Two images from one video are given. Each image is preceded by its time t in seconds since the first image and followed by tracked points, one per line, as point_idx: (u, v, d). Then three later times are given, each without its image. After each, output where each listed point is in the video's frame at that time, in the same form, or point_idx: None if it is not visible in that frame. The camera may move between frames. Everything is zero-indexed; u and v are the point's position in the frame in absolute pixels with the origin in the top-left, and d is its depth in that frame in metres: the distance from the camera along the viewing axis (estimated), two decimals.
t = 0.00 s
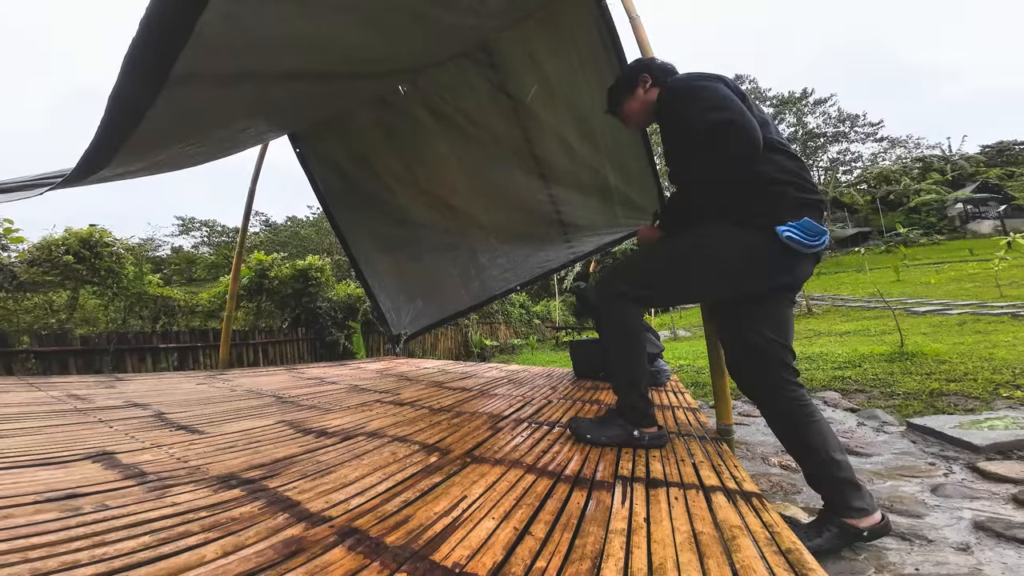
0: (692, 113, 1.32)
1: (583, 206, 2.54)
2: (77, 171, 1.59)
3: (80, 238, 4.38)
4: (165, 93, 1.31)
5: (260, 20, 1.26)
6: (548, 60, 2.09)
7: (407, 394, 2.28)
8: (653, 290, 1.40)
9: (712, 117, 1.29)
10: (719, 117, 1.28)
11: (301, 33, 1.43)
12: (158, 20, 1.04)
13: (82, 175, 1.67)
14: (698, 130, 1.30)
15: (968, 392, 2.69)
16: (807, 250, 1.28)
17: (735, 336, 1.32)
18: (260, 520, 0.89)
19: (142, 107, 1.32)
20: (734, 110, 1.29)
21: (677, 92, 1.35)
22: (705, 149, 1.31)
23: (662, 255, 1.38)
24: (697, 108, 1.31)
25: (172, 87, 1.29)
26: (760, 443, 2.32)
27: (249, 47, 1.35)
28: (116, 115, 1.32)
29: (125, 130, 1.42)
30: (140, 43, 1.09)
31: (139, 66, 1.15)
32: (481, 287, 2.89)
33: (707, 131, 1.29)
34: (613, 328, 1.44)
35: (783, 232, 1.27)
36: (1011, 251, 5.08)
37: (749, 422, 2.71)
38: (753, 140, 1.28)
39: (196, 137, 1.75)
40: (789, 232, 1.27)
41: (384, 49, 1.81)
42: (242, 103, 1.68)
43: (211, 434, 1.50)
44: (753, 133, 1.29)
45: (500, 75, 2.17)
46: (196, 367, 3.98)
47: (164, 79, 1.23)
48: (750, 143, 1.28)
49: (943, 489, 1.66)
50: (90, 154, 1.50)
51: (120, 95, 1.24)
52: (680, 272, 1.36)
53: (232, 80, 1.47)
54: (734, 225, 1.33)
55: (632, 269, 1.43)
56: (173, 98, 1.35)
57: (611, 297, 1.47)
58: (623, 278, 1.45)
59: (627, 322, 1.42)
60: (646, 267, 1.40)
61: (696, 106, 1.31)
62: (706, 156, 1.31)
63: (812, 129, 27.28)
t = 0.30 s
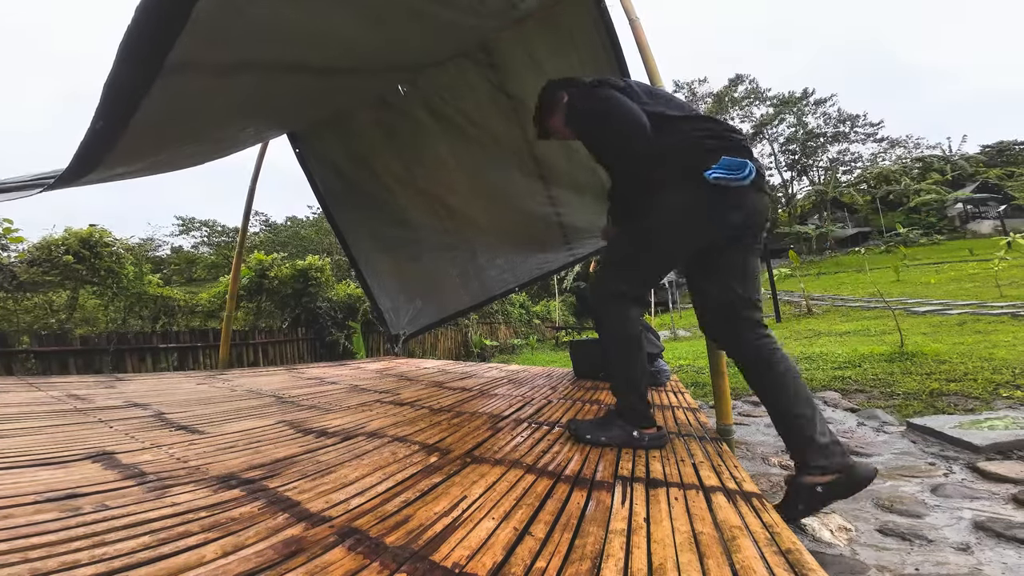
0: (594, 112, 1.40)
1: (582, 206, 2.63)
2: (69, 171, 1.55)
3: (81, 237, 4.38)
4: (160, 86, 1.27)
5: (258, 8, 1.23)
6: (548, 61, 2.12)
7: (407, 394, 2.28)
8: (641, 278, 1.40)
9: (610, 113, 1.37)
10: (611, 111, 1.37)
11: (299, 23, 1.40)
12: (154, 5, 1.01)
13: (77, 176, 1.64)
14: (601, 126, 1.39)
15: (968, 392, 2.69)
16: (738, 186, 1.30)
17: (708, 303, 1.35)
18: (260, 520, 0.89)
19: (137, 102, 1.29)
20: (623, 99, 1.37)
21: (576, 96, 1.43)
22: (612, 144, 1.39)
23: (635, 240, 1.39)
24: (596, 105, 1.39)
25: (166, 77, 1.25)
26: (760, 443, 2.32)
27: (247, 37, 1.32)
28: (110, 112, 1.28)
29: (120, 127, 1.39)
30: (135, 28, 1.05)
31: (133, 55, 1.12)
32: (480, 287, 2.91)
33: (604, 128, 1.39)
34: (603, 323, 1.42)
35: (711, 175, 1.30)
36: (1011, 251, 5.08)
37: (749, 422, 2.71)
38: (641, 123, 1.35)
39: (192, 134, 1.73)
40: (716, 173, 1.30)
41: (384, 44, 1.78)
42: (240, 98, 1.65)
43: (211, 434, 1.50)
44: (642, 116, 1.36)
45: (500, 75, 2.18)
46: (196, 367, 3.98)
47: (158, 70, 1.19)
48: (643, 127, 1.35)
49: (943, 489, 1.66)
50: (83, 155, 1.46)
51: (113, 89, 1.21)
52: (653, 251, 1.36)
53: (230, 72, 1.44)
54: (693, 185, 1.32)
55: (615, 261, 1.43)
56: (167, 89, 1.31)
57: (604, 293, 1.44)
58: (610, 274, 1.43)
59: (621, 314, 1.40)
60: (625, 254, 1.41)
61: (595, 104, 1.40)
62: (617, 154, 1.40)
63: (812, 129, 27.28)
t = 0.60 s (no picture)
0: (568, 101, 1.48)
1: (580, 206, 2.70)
2: (72, 171, 1.55)
3: (81, 237, 4.38)
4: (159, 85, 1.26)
5: (258, 7, 1.22)
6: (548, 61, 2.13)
7: (407, 394, 2.28)
8: (646, 273, 1.40)
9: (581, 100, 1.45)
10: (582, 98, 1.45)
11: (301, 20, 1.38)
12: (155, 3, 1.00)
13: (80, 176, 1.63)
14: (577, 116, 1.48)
15: (968, 392, 2.69)
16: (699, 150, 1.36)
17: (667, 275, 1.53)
18: (260, 521, 0.89)
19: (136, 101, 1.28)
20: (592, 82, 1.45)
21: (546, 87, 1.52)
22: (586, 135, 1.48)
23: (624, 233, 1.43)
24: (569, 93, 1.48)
25: (166, 77, 1.24)
26: (760, 443, 2.32)
27: (251, 31, 1.31)
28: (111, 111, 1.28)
29: (121, 128, 1.38)
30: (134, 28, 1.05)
31: (132, 57, 1.11)
32: (481, 286, 2.99)
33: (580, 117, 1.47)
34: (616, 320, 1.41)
35: (670, 145, 1.35)
36: (1011, 251, 5.07)
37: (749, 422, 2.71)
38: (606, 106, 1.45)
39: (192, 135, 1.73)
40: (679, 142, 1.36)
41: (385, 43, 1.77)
42: (240, 96, 1.63)
43: (211, 434, 1.50)
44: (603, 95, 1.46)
45: (500, 75, 2.18)
46: (196, 367, 3.97)
47: (159, 70, 1.19)
48: (606, 108, 1.45)
49: (943, 489, 1.66)
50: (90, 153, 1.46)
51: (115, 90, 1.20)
52: (647, 245, 1.40)
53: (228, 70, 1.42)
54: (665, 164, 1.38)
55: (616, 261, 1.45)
56: (168, 88, 1.30)
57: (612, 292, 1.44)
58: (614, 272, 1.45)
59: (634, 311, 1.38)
60: (625, 253, 1.43)
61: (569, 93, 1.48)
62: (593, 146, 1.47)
63: (812, 129, 27.28)
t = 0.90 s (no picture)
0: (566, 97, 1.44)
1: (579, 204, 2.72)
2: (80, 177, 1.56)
3: (81, 237, 4.38)
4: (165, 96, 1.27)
5: (260, 16, 1.22)
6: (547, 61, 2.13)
7: (407, 394, 2.28)
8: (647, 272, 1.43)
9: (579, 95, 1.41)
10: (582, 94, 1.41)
11: (303, 27, 1.39)
12: (158, 18, 1.00)
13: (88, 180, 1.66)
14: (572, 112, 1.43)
15: (968, 392, 2.69)
16: (697, 150, 1.42)
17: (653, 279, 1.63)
18: (260, 520, 0.89)
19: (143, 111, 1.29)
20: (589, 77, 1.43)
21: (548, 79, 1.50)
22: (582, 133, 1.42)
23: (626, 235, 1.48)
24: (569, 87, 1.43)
25: (171, 87, 1.25)
26: (760, 443, 2.32)
27: (255, 41, 1.32)
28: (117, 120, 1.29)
29: (127, 135, 1.39)
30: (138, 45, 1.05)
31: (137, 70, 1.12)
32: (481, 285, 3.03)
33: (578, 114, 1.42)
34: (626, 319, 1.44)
35: (671, 144, 1.40)
36: (1011, 251, 5.07)
37: (749, 422, 2.71)
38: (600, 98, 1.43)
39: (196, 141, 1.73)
40: (678, 143, 1.41)
41: (387, 45, 1.78)
42: (245, 102, 1.65)
43: (211, 434, 1.50)
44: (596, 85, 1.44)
45: (500, 75, 2.17)
46: (196, 367, 3.97)
47: (161, 79, 1.19)
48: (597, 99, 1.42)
49: (943, 489, 1.66)
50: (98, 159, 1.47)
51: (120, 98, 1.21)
52: (648, 245, 1.44)
53: (233, 78, 1.44)
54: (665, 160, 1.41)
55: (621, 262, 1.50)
56: (174, 98, 1.32)
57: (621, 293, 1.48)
58: (619, 274, 1.50)
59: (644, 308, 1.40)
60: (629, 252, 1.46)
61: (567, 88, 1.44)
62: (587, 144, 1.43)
63: (811, 129, 27.28)
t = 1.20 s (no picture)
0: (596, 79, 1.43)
1: (579, 204, 2.72)
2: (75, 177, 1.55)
3: (80, 237, 4.38)
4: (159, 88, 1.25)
5: (256, 9, 1.21)
6: (548, 61, 2.13)
7: (407, 394, 2.28)
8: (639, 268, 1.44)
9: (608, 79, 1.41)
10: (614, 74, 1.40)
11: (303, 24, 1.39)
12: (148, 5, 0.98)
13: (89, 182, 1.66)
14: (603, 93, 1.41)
15: (968, 393, 2.69)
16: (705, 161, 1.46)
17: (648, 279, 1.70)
18: (260, 521, 0.89)
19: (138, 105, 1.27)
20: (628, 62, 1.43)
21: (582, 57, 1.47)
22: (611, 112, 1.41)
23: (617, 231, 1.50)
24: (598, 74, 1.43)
25: (165, 79, 1.23)
26: (760, 443, 2.32)
27: (251, 33, 1.30)
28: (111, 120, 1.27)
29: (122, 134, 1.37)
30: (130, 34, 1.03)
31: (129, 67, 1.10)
32: (480, 285, 3.02)
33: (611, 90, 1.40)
34: (614, 321, 1.46)
35: (682, 153, 1.43)
36: (1011, 251, 5.07)
37: (749, 422, 2.71)
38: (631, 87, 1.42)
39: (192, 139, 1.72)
40: (687, 151, 1.44)
41: (387, 44, 1.77)
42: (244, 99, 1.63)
43: (211, 434, 1.50)
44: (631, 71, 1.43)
45: (500, 75, 2.17)
46: (196, 367, 3.97)
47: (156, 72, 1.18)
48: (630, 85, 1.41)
49: (943, 489, 1.66)
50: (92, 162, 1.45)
51: (114, 98, 1.20)
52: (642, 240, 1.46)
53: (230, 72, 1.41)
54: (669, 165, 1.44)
55: (606, 260, 1.52)
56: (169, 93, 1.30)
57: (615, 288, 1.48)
58: (609, 273, 1.51)
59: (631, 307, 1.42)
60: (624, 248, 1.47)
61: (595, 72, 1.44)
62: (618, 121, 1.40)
63: (811, 129, 27.26)
